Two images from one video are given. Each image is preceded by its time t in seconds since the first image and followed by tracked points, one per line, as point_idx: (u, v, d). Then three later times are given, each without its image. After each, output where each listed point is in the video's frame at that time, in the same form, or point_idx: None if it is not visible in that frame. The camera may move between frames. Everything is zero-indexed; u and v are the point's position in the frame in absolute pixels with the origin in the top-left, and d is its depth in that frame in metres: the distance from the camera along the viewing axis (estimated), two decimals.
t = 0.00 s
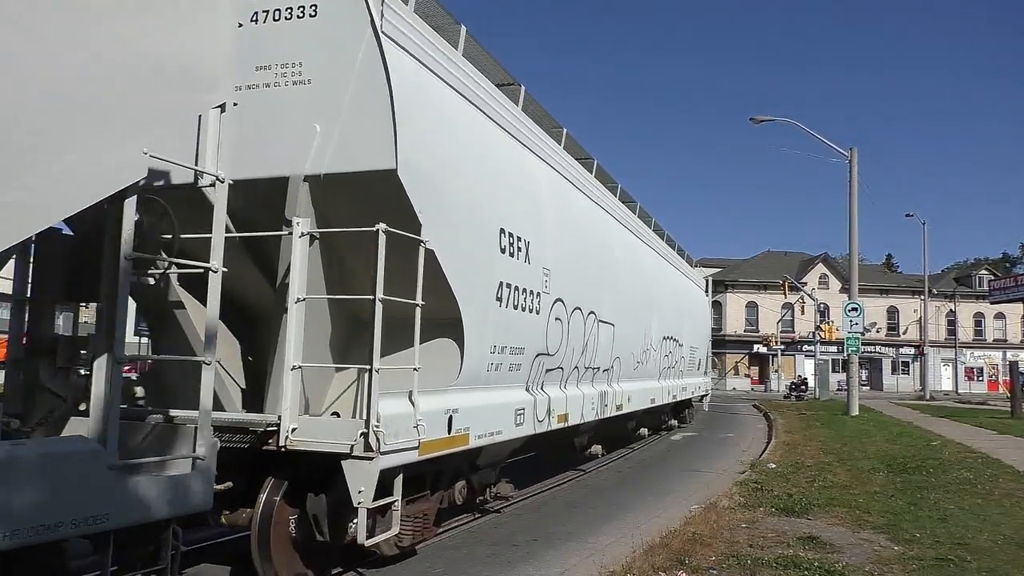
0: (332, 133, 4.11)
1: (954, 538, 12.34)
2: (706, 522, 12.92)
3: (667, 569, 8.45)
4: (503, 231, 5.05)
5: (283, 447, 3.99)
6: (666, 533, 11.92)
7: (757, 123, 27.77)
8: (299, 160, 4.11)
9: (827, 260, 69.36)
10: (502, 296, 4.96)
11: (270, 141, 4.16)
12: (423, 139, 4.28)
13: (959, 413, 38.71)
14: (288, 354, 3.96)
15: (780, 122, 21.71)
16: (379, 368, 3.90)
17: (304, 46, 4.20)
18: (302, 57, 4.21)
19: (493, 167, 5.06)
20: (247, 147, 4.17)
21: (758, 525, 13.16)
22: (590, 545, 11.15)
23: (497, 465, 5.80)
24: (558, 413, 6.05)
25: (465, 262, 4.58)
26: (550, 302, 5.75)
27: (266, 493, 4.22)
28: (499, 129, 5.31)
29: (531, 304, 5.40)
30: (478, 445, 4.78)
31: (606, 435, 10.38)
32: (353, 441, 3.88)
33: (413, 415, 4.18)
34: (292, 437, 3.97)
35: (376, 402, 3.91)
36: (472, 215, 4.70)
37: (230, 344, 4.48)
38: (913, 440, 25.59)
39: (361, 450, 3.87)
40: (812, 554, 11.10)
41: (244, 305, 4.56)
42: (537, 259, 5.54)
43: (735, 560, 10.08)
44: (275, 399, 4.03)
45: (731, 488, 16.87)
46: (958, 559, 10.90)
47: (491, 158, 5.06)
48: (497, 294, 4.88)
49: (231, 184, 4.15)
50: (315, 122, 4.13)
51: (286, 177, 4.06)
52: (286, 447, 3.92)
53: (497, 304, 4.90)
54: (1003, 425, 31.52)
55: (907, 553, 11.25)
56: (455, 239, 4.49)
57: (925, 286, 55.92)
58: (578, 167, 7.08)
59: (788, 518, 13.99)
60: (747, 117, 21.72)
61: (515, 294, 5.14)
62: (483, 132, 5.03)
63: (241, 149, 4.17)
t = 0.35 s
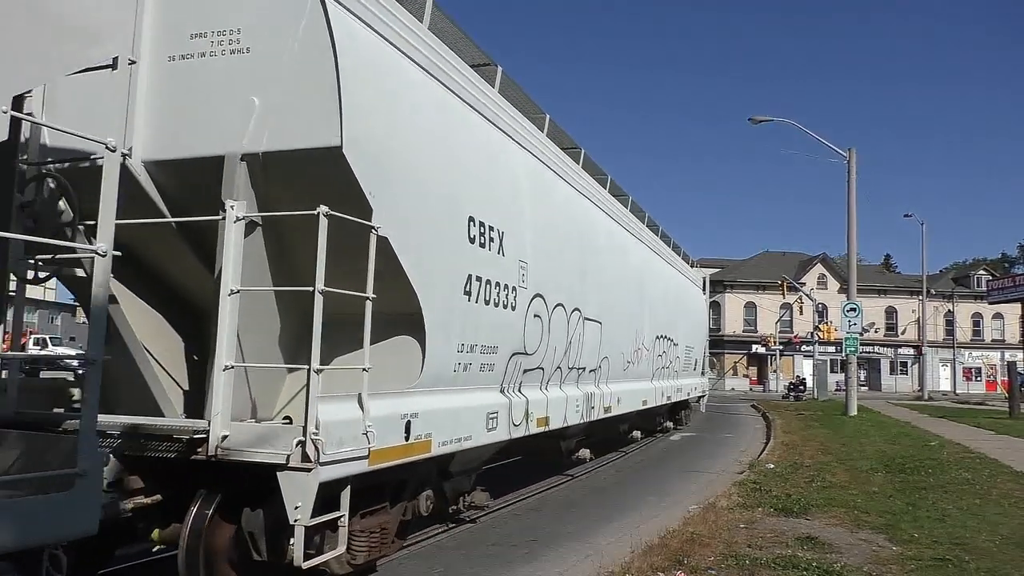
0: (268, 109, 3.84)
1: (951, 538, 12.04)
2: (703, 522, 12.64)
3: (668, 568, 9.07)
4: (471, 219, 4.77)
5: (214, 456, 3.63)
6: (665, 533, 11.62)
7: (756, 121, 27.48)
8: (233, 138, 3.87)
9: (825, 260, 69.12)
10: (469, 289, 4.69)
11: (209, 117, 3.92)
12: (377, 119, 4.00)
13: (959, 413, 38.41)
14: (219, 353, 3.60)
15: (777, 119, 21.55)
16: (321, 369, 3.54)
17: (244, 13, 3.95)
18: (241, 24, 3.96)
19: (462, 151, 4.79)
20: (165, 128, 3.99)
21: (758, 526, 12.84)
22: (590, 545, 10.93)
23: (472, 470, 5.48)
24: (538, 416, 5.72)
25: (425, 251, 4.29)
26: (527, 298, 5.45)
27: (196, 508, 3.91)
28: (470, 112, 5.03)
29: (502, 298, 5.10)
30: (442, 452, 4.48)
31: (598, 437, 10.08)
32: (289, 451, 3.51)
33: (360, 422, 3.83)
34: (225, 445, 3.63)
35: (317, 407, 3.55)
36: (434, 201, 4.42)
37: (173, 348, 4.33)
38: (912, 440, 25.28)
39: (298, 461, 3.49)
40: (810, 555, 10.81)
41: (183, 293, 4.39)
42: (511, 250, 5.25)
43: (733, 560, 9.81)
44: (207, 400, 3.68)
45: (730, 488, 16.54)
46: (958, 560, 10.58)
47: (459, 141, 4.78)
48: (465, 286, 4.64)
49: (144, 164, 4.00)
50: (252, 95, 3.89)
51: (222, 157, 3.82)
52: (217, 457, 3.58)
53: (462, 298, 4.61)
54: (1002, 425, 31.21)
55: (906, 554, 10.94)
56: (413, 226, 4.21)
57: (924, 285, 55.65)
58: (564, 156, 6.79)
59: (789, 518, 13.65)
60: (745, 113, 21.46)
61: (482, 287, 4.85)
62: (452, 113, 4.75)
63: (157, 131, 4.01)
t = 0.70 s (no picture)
0: (195, 77, 3.57)
1: (951, 538, 11.71)
2: (702, 522, 12.32)
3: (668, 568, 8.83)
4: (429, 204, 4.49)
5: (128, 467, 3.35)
6: (664, 532, 11.31)
7: (756, 122, 27.24)
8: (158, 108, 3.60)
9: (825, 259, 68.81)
10: (432, 282, 4.49)
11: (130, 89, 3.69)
12: (323, 90, 3.73)
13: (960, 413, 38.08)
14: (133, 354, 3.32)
15: (776, 118, 21.27)
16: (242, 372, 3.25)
17: None
18: None
19: (424, 130, 4.50)
20: (82, 102, 3.81)
21: (756, 526, 12.47)
22: (590, 545, 10.69)
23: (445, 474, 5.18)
24: (516, 419, 5.52)
25: (373, 234, 4.02)
26: (501, 293, 5.26)
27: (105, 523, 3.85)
28: (438, 88, 4.74)
29: (467, 290, 4.87)
30: (397, 460, 4.24)
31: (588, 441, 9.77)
32: (209, 462, 3.23)
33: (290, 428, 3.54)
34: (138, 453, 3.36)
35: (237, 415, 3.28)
36: (387, 182, 4.15)
37: (105, 348, 4.34)
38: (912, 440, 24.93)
39: (219, 472, 3.22)
40: (809, 555, 10.48)
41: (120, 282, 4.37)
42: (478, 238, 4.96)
43: (732, 560, 9.54)
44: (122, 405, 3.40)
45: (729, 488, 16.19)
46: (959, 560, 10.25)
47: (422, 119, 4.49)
48: (428, 278, 4.42)
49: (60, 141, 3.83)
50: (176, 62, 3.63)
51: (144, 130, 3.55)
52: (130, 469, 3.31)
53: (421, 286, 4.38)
54: (1002, 425, 30.86)
55: (906, 554, 10.62)
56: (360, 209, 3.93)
57: (924, 285, 55.28)
58: (546, 143, 6.51)
59: (789, 518, 13.30)
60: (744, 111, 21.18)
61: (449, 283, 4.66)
62: (415, 89, 4.47)
63: (73, 102, 3.83)
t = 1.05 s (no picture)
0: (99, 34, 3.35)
1: (950, 538, 11.34)
2: (700, 521, 11.94)
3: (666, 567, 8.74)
4: (378, 187, 4.30)
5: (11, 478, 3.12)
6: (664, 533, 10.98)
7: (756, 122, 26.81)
8: (55, 68, 3.37)
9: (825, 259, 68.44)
10: (388, 272, 4.38)
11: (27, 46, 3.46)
12: (257, 59, 3.50)
13: (961, 413, 37.63)
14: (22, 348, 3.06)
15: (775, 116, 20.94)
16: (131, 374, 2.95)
17: None
18: None
19: (380, 109, 4.34)
20: None
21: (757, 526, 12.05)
22: (592, 545, 10.49)
23: (410, 473, 4.92)
24: (489, 423, 5.44)
25: (307, 216, 3.79)
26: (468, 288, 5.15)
27: None
28: (401, 64, 4.60)
29: (427, 279, 4.72)
30: (343, 470, 4.06)
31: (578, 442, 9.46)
32: (101, 474, 3.00)
33: (240, 426, 3.47)
34: (29, 467, 3.12)
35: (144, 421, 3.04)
36: (335, 163, 3.97)
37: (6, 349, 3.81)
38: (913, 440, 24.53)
39: (110, 489, 2.98)
40: (809, 554, 10.18)
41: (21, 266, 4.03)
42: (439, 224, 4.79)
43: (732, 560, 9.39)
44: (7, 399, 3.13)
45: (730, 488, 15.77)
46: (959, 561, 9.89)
47: (379, 97, 4.34)
48: (383, 263, 4.32)
49: None
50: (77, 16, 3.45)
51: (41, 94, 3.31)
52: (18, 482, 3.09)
53: (372, 275, 4.25)
54: (1003, 425, 30.44)
55: (906, 553, 10.34)
56: (297, 190, 3.73)
57: (924, 284, 54.85)
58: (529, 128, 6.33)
59: (788, 518, 12.90)
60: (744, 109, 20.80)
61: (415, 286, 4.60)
62: (374, 64, 4.31)
63: None
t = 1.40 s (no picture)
0: None
1: (951, 539, 11.16)
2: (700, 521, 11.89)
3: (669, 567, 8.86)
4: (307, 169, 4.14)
5: None
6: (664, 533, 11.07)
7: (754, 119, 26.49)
8: None
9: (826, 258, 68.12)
10: (332, 261, 4.34)
11: None
12: (158, 20, 3.29)
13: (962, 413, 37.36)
14: None
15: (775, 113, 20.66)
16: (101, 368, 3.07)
17: None
18: None
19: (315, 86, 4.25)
20: None
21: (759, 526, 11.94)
22: (594, 544, 10.61)
23: (369, 478, 4.85)
24: (459, 429, 5.53)
25: (221, 191, 3.58)
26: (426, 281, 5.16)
27: None
28: (364, 43, 4.75)
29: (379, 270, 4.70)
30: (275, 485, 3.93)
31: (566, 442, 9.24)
32: None
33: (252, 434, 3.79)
34: None
35: (57, 431, 2.86)
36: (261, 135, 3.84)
37: None
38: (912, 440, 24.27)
39: None
40: (812, 554, 10.24)
41: None
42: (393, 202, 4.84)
43: (735, 559, 9.55)
44: None
45: (730, 488, 15.47)
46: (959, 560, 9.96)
47: (313, 78, 4.24)
48: (327, 251, 4.27)
49: None
50: None
51: None
52: None
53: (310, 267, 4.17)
54: (1004, 425, 30.12)
55: (907, 553, 10.32)
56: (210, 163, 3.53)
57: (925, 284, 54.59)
58: (505, 110, 6.55)
59: (791, 518, 12.70)
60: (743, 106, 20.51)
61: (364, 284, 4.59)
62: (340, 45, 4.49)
63: None
